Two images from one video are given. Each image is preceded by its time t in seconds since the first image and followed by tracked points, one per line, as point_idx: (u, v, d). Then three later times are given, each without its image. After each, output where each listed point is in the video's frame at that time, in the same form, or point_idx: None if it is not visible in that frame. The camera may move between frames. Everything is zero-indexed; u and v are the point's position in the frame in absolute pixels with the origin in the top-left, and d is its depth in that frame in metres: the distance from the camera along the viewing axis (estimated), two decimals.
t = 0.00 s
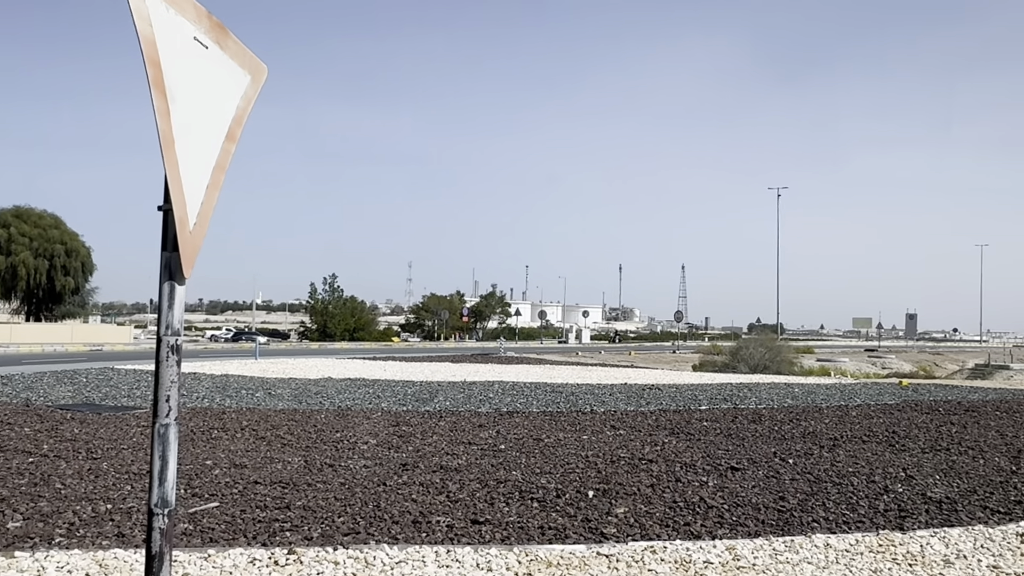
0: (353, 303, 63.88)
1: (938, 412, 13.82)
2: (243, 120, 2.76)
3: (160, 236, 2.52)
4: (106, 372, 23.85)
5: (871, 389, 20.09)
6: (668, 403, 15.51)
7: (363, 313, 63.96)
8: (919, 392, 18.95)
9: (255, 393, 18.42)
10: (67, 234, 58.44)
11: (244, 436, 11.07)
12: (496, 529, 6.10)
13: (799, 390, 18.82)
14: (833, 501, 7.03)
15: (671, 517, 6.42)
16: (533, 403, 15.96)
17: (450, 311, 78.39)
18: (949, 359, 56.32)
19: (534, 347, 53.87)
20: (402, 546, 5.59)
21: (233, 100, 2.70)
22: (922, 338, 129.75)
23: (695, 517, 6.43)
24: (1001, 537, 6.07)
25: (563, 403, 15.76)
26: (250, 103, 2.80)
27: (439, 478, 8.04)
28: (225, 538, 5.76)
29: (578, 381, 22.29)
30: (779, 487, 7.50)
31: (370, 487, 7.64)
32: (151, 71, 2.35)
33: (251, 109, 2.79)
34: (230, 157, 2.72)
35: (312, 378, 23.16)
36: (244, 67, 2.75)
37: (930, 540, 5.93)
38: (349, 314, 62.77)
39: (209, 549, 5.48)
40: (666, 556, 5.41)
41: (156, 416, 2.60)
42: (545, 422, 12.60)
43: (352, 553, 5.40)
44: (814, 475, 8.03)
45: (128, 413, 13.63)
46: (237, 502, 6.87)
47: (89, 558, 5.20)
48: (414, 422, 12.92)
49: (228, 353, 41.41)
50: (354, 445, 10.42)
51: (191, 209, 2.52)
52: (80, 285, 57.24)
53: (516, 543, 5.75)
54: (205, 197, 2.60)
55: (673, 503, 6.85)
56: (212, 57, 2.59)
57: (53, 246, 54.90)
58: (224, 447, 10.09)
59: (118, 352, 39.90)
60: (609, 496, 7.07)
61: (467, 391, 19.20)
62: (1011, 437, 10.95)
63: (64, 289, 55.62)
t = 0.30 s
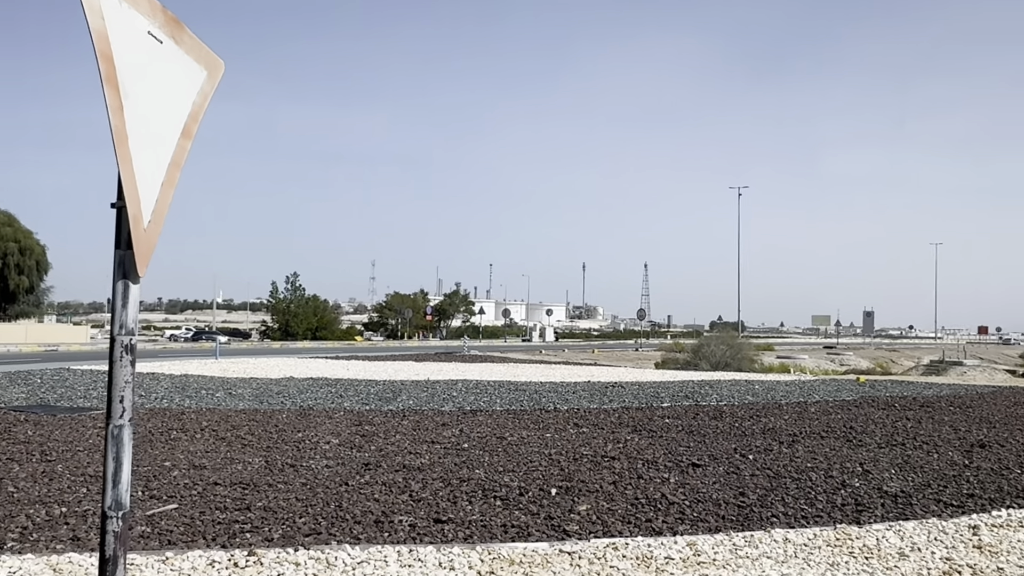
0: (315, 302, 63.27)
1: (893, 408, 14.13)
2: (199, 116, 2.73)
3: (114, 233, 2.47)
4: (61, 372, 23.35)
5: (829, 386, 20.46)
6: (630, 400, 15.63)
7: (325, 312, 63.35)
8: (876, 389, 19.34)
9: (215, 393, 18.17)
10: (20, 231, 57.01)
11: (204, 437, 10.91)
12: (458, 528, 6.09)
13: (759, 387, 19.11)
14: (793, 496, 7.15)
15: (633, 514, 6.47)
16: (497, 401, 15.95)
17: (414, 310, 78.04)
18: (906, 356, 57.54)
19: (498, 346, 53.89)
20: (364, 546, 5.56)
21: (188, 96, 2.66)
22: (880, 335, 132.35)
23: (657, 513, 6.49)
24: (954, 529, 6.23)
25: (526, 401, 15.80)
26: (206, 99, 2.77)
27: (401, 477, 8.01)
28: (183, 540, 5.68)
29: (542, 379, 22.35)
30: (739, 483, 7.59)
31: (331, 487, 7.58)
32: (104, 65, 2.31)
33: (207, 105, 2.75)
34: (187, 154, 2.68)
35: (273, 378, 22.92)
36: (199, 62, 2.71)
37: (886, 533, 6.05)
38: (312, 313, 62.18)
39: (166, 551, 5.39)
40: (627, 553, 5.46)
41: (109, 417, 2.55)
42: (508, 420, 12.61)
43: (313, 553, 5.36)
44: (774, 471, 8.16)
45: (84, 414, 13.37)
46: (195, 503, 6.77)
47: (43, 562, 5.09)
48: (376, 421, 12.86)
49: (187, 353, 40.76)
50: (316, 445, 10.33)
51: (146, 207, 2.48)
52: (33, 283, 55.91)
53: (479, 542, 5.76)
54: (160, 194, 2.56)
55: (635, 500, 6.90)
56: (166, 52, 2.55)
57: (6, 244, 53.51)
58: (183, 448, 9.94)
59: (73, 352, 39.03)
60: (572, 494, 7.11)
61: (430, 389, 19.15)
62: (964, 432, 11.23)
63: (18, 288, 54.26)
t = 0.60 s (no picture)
0: (287, 297, 62.73)
1: (861, 400, 14.33)
2: (166, 109, 2.69)
3: (78, 226, 2.43)
4: (26, 369, 22.95)
5: (798, 379, 20.73)
6: (603, 394, 15.71)
7: (297, 307, 62.67)
8: (845, 381, 19.62)
9: (184, 389, 17.97)
10: None
11: (173, 434, 10.78)
12: (431, 523, 6.08)
13: (730, 380, 19.30)
14: (763, 488, 7.23)
15: (605, 507, 6.51)
16: (470, 396, 15.93)
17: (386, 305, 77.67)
18: (873, 349, 58.38)
19: (472, 342, 53.82)
20: (336, 542, 5.54)
21: (154, 88, 2.62)
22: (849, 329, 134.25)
23: (628, 506, 6.54)
24: (921, 519, 6.34)
25: (499, 396, 15.81)
26: (174, 91, 2.73)
27: (374, 473, 7.98)
28: (153, 538, 5.61)
29: (515, 374, 22.35)
30: (710, 476, 7.67)
31: (303, 483, 7.53)
32: (66, 55, 2.27)
33: (174, 96, 2.71)
34: (153, 146, 2.65)
35: (243, 374, 22.70)
36: (166, 53, 2.67)
37: (854, 524, 6.15)
38: (283, 308, 61.66)
39: (134, 549, 5.33)
40: (600, 546, 5.49)
41: (74, 413, 2.52)
42: (482, 415, 12.60)
43: (284, 550, 5.32)
44: (744, 463, 8.25)
45: (50, 411, 13.16)
46: (165, 501, 6.69)
47: (9, 562, 5.00)
48: (349, 417, 12.80)
49: (155, 349, 40.21)
50: (287, 441, 10.25)
51: (111, 199, 2.44)
52: None
53: (451, 536, 5.76)
54: (125, 187, 2.52)
55: (607, 493, 6.94)
56: (132, 42, 2.51)
57: None
58: (151, 445, 9.81)
59: (38, 348, 38.34)
60: (545, 488, 7.13)
61: (403, 384, 19.09)
62: (930, 423, 11.42)
63: None
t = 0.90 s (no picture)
0: (271, 293, 62.44)
1: (845, 395, 14.44)
2: (147, 103, 2.67)
3: (58, 222, 2.41)
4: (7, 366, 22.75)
5: (783, 373, 20.86)
6: (589, 389, 15.75)
7: (282, 302, 62.50)
8: (828, 376, 19.75)
9: (168, 385, 17.87)
10: None
11: (157, 431, 10.71)
12: (416, 519, 6.08)
13: (715, 375, 19.40)
14: (748, 482, 7.28)
15: (591, 502, 6.53)
16: (456, 392, 15.91)
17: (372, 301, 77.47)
18: (857, 343, 58.74)
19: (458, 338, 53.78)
20: (321, 539, 5.53)
21: (135, 82, 2.60)
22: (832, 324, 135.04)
23: (613, 501, 6.56)
24: (903, 512, 6.40)
25: (485, 391, 15.82)
26: (155, 85, 2.70)
27: (360, 469, 7.96)
28: (136, 536, 5.58)
29: (501, 369, 22.35)
30: (695, 470, 7.70)
31: (288, 479, 7.50)
32: (46, 49, 2.25)
33: (155, 90, 2.69)
34: (134, 141, 2.62)
35: (228, 370, 22.59)
36: (147, 47, 2.65)
37: (838, 517, 6.20)
38: (268, 304, 61.37)
39: (117, 547, 5.29)
40: (585, 541, 5.50)
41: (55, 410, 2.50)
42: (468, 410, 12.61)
43: (269, 547, 5.30)
44: (729, 457, 8.29)
45: (32, 408, 13.05)
46: (148, 498, 6.65)
47: None
48: (334, 413, 12.76)
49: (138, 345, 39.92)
50: (272, 438, 10.20)
51: (92, 194, 2.42)
52: None
53: (437, 532, 5.76)
54: (106, 182, 2.50)
55: (592, 488, 6.96)
56: (112, 36, 2.48)
57: None
58: (135, 442, 9.74)
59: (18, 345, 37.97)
60: (531, 483, 7.14)
61: (388, 380, 19.06)
62: (913, 417, 11.53)
63: None
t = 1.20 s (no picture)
0: (265, 290, 62.27)
1: (839, 390, 14.49)
2: (140, 99, 2.66)
3: (50, 218, 2.40)
4: None
5: (777, 368, 20.93)
6: (583, 385, 15.78)
7: (276, 299, 62.37)
8: (822, 371, 19.83)
9: (162, 383, 17.85)
10: None
11: (150, 428, 10.69)
12: (411, 515, 6.08)
13: (709, 371, 19.44)
14: (741, 477, 7.30)
15: (585, 497, 6.55)
16: (450, 388, 15.92)
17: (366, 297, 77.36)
18: (851, 339, 59.08)
19: (453, 334, 53.74)
20: (316, 535, 5.52)
21: (127, 77, 2.59)
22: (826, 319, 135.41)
23: (609, 496, 6.57)
24: (897, 506, 6.43)
25: (480, 388, 15.82)
26: (147, 81, 2.69)
27: (354, 465, 7.95)
28: (131, 532, 5.57)
29: (496, 365, 22.36)
30: (689, 465, 7.72)
31: (282, 476, 7.49)
32: (37, 44, 2.24)
33: (147, 86, 2.68)
34: (126, 137, 2.61)
35: (223, 367, 22.57)
36: (138, 43, 2.63)
37: (831, 511, 6.23)
38: (262, 301, 61.21)
39: (113, 544, 5.28)
40: (580, 536, 5.51)
41: (48, 407, 2.49)
42: (462, 406, 12.62)
43: (264, 543, 5.30)
44: (723, 453, 8.32)
45: (25, 406, 13.00)
46: (142, 495, 6.63)
47: None
48: (329, 409, 12.75)
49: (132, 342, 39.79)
50: (266, 434, 10.19)
51: (84, 190, 2.41)
52: None
53: (431, 528, 5.76)
54: (98, 178, 2.49)
55: (587, 484, 6.97)
56: (104, 31, 2.47)
57: None
58: (128, 439, 9.72)
59: (11, 342, 37.81)
60: (525, 479, 7.15)
61: (383, 377, 19.05)
62: (906, 412, 11.59)
63: None
